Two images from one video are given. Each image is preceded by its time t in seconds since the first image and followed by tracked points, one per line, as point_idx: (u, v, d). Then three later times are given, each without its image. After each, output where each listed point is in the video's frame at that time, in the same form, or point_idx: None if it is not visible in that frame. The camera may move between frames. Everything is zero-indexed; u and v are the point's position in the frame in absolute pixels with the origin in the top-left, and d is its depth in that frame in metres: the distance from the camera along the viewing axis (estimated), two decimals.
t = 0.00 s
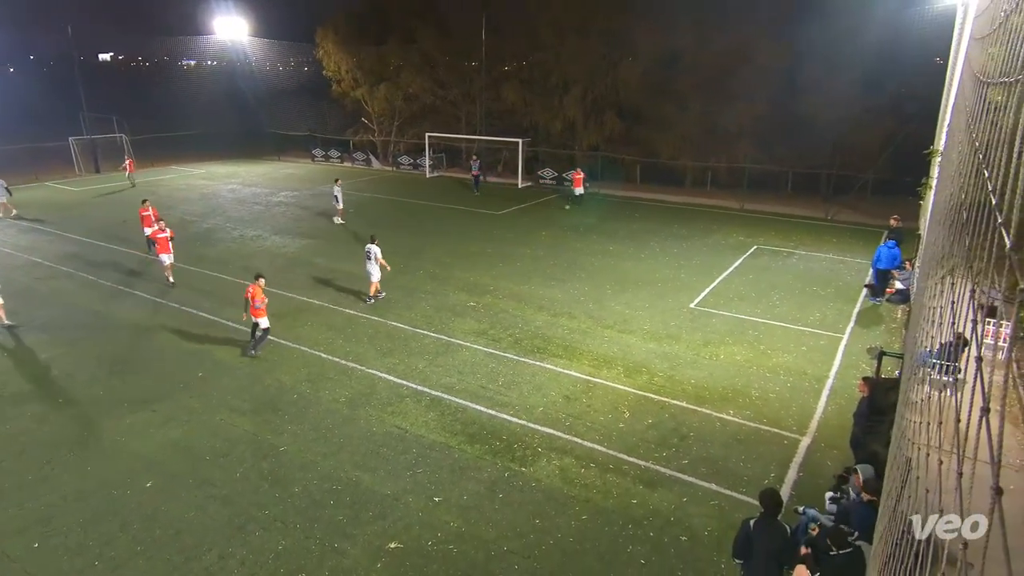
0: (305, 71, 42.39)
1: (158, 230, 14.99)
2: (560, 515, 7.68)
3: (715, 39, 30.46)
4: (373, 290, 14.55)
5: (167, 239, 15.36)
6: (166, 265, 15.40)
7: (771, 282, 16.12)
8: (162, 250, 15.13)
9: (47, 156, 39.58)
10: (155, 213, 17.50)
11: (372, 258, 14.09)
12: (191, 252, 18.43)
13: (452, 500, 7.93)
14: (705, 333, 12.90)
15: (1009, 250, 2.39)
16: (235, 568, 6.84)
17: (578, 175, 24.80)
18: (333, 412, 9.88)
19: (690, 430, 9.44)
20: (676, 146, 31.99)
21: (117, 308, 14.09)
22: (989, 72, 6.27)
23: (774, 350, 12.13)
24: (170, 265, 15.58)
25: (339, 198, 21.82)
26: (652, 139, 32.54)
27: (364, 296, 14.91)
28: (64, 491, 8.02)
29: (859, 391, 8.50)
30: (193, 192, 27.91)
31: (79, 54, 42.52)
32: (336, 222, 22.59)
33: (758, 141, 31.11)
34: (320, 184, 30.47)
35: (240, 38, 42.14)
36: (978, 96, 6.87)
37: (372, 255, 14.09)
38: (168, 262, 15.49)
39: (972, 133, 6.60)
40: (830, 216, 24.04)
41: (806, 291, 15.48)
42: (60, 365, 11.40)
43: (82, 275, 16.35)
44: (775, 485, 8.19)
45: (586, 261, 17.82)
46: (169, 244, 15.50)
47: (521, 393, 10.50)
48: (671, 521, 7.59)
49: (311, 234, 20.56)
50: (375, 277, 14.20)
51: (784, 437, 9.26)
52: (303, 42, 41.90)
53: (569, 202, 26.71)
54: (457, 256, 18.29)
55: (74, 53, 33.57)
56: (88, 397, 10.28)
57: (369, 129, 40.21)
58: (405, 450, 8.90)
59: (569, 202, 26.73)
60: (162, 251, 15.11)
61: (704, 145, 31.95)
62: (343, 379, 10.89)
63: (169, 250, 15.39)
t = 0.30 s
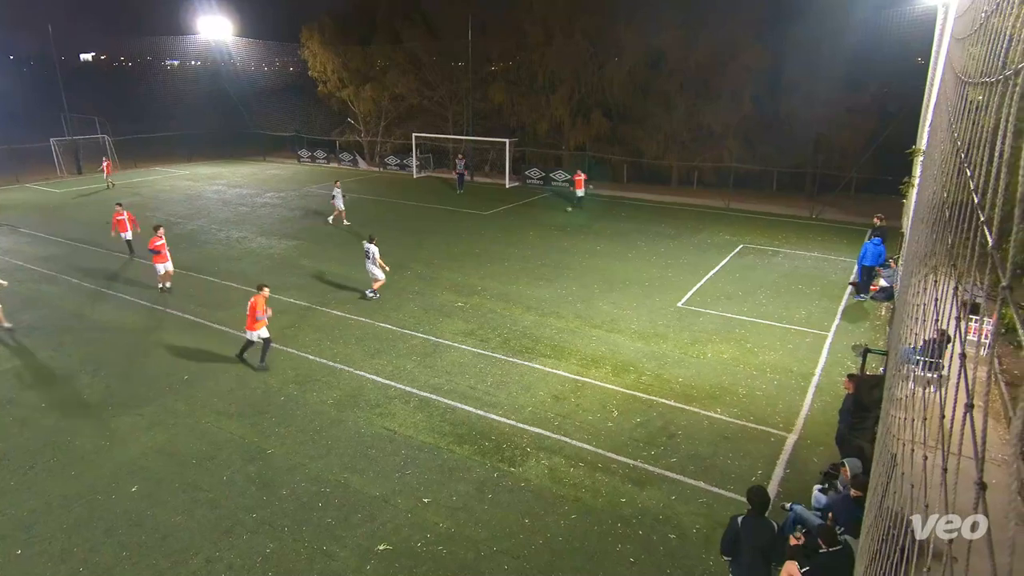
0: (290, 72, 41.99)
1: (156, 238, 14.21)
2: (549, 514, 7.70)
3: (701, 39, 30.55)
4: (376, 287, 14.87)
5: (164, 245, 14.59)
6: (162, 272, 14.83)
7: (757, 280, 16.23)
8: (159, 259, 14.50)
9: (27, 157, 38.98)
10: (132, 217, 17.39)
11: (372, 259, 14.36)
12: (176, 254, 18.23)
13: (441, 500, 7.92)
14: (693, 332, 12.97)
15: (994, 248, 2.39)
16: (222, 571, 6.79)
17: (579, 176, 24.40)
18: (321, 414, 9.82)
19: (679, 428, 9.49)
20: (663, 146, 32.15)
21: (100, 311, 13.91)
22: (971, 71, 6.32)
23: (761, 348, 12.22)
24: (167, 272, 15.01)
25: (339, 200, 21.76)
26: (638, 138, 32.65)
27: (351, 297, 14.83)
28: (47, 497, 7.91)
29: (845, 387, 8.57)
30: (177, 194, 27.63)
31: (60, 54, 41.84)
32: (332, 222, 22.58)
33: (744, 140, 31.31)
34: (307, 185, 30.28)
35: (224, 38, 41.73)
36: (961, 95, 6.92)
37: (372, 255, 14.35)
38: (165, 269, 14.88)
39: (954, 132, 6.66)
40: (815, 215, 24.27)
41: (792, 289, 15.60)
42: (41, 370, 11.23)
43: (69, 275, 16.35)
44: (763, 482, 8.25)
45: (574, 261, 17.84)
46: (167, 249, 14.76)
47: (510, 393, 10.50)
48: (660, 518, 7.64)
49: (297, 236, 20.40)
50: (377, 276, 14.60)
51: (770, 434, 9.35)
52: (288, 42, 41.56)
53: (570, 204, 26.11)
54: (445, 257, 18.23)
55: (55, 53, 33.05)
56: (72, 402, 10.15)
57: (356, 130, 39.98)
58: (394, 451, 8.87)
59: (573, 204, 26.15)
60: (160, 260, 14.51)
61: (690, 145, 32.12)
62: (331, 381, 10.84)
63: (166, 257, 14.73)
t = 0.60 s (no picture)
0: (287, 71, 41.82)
1: (168, 241, 14.02)
2: (547, 514, 7.70)
3: (699, 39, 30.57)
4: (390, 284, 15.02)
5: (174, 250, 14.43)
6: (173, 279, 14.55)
7: (754, 280, 16.25)
8: (172, 264, 14.25)
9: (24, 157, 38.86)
10: (119, 221, 16.84)
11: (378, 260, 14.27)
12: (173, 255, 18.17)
13: (439, 500, 7.92)
14: (690, 331, 12.98)
15: (993, 248, 2.38)
16: (219, 572, 6.78)
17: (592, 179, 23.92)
18: (319, 414, 9.82)
19: (676, 428, 9.49)
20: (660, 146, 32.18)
21: (97, 312, 13.87)
22: (970, 71, 6.31)
23: (758, 348, 12.23)
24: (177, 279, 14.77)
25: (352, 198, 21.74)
26: (636, 138, 32.66)
27: (349, 298, 14.81)
28: (44, 498, 7.90)
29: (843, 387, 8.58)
30: (174, 194, 27.58)
31: (56, 54, 41.76)
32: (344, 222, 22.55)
33: (741, 140, 31.35)
34: (304, 185, 30.27)
35: (221, 38, 41.66)
36: (960, 94, 6.92)
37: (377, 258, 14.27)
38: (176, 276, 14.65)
39: (953, 132, 6.66)
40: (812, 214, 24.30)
41: (789, 289, 15.63)
42: (38, 370, 11.21)
43: (65, 275, 16.37)
44: (760, 482, 8.26)
45: (572, 261, 17.85)
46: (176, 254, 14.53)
47: (508, 392, 10.50)
48: (658, 518, 7.64)
49: (294, 236, 20.36)
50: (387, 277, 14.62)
51: (768, 434, 9.36)
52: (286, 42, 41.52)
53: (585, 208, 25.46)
54: (443, 257, 18.23)
55: (51, 53, 32.98)
56: (68, 403, 10.12)
57: (353, 130, 39.96)
58: (392, 451, 8.87)
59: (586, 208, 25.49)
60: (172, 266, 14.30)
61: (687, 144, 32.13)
62: (328, 381, 10.83)
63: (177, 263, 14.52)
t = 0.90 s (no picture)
0: (287, 71, 41.82)
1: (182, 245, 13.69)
2: (547, 514, 7.70)
3: (699, 40, 30.58)
4: (390, 286, 14.95)
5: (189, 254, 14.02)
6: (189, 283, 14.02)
7: (754, 280, 16.25)
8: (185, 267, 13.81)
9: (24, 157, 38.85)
10: (109, 224, 16.44)
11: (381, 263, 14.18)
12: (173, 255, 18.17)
13: (439, 500, 7.92)
14: (690, 331, 12.99)
15: (995, 249, 2.38)
16: (219, 572, 6.78)
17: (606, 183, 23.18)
18: (319, 414, 9.82)
19: (676, 428, 9.49)
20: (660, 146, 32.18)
21: (97, 312, 13.87)
22: (971, 71, 6.31)
23: (758, 348, 12.23)
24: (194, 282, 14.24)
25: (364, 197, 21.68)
26: (636, 138, 32.65)
27: (349, 298, 14.81)
28: (44, 498, 7.90)
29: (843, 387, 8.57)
30: (174, 194, 27.58)
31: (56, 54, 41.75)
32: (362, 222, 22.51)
33: (741, 140, 31.35)
34: (304, 185, 30.28)
35: (221, 38, 41.67)
36: (960, 94, 6.91)
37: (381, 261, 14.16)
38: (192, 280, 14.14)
39: (954, 132, 6.63)
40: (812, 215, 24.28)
41: (789, 289, 15.63)
42: (39, 370, 11.22)
43: (64, 275, 16.31)
44: (760, 481, 8.26)
45: (573, 261, 17.85)
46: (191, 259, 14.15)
47: (508, 392, 10.50)
48: (658, 518, 7.64)
49: (294, 236, 20.36)
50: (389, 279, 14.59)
51: (768, 434, 9.36)
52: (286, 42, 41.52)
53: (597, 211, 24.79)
54: (443, 257, 18.23)
55: (51, 53, 32.97)
56: (68, 403, 10.11)
57: (353, 130, 39.95)
58: (392, 451, 8.87)
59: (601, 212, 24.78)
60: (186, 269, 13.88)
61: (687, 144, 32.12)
62: (328, 381, 10.82)
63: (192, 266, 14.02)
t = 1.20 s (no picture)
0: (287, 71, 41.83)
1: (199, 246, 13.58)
2: (547, 514, 7.71)
3: (699, 39, 30.57)
4: (385, 290, 14.66)
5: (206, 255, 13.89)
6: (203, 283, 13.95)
7: (754, 280, 16.25)
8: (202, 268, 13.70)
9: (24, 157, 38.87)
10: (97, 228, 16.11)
11: (373, 265, 14.01)
12: (172, 254, 18.16)
13: (439, 500, 7.92)
14: (690, 331, 12.99)
15: (996, 249, 2.37)
16: (220, 572, 6.78)
17: (618, 188, 21.93)
18: (318, 415, 9.81)
19: (676, 428, 9.49)
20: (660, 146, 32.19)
21: (97, 312, 13.87)
22: (971, 71, 6.32)
23: (758, 348, 12.24)
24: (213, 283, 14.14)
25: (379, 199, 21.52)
26: (636, 138, 32.64)
27: (348, 298, 14.80)
28: (44, 498, 7.89)
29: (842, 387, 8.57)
30: (174, 194, 27.59)
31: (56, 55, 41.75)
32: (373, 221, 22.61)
33: (741, 140, 31.36)
34: (304, 185, 30.29)
35: (221, 38, 41.66)
36: (961, 94, 6.91)
37: (371, 260, 14.11)
38: (206, 281, 14.04)
39: (954, 132, 6.63)
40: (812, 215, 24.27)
41: (789, 289, 15.63)
42: (38, 370, 11.22)
43: (64, 275, 16.31)
44: (761, 481, 8.26)
45: (572, 261, 17.86)
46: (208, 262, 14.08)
47: (508, 392, 10.50)
48: (658, 518, 7.64)
49: (294, 236, 20.36)
50: (381, 281, 14.36)
51: (768, 434, 9.36)
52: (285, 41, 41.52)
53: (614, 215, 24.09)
54: (443, 257, 18.22)
55: (51, 53, 33.00)
56: (68, 403, 10.12)
57: (353, 130, 39.94)
58: (392, 451, 8.87)
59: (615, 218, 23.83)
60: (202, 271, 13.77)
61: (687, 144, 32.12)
62: (329, 381, 10.82)
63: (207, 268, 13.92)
